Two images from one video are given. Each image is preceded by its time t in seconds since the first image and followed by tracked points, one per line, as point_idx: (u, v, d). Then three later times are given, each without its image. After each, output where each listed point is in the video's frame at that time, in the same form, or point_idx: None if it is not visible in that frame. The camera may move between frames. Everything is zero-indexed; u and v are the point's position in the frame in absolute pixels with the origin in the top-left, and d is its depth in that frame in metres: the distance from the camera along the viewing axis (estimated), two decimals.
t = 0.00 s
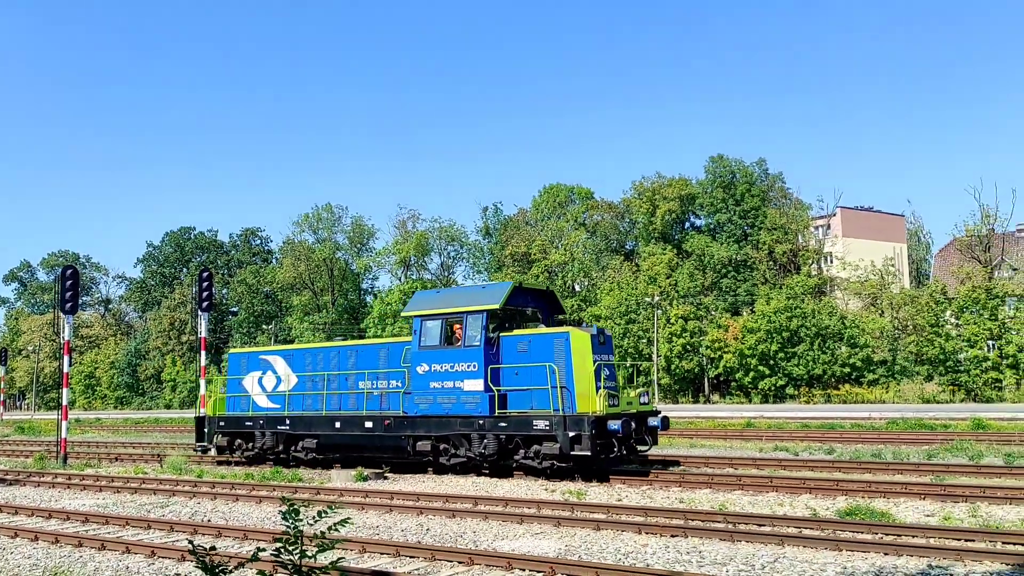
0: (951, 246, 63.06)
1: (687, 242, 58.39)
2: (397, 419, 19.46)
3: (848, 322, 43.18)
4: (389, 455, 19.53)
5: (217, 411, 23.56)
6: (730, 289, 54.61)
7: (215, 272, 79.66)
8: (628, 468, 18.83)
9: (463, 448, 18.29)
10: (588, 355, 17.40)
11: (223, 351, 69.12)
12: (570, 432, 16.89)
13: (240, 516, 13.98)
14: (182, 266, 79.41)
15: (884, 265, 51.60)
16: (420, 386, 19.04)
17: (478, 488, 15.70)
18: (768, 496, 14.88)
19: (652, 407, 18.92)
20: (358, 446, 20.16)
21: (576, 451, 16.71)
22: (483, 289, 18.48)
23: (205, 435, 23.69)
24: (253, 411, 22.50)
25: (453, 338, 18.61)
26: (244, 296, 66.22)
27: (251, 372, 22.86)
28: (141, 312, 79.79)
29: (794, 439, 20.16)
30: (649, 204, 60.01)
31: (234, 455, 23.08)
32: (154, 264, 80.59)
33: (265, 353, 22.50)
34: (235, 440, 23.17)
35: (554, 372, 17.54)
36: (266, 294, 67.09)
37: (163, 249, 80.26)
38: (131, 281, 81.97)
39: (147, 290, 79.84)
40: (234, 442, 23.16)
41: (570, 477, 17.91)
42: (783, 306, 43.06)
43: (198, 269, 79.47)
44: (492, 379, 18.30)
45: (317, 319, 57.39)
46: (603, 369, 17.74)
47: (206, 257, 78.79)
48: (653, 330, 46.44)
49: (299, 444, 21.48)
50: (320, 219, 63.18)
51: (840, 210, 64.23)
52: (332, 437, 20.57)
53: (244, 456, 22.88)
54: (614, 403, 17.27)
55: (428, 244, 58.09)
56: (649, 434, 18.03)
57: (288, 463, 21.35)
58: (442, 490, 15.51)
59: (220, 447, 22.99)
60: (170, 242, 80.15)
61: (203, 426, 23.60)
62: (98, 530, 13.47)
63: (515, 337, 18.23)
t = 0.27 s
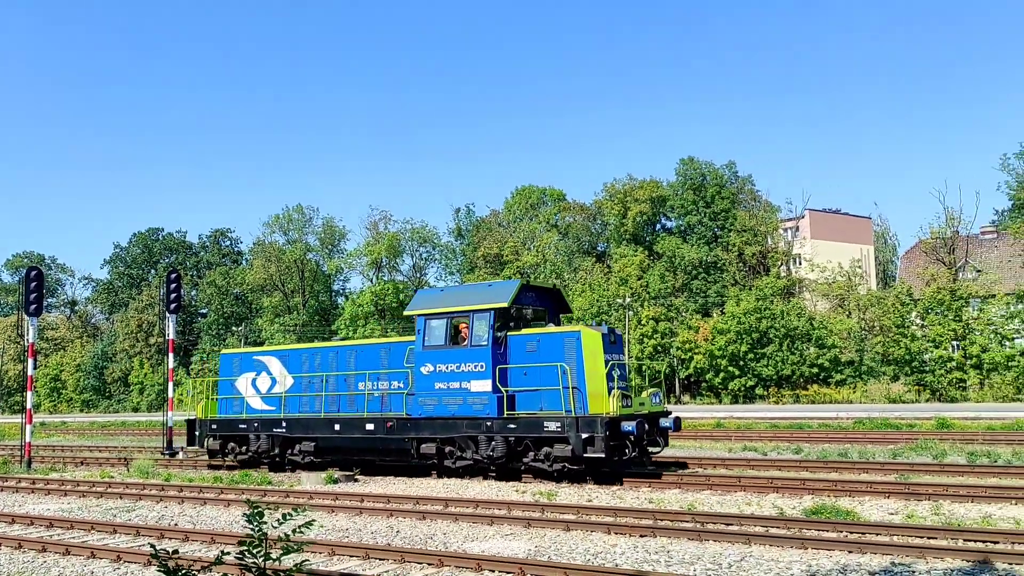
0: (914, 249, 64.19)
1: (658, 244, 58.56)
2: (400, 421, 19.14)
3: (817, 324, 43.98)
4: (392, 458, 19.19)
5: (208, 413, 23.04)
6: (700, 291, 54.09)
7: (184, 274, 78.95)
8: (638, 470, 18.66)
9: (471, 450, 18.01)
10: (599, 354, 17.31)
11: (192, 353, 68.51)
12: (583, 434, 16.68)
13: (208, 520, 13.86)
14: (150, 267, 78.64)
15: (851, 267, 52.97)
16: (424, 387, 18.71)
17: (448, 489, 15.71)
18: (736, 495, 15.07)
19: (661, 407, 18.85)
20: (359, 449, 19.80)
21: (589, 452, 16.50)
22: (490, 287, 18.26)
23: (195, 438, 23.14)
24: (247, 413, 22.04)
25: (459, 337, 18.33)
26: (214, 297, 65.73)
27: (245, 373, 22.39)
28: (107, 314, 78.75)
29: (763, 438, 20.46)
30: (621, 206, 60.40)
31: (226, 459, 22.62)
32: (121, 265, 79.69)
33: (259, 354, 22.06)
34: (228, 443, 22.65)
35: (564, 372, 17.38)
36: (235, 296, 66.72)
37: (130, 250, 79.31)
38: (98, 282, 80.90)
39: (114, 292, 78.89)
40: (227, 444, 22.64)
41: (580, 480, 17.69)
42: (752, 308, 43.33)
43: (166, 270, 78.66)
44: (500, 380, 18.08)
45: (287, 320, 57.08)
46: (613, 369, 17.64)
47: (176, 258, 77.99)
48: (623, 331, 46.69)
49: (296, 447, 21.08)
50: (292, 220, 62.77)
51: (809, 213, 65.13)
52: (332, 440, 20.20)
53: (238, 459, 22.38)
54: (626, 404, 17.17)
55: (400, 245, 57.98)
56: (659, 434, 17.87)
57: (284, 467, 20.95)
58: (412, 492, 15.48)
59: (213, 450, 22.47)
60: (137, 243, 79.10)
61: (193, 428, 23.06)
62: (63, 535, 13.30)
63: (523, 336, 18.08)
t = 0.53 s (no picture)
0: (882, 251, 65.10)
1: (630, 247, 58.72)
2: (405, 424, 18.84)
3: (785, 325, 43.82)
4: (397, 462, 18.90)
5: (201, 417, 22.50)
6: (672, 294, 54.82)
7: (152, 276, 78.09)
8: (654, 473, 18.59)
9: (481, 454, 17.90)
10: (614, 354, 17.14)
11: (161, 356, 67.94)
12: (599, 436, 16.63)
13: (177, 525, 13.72)
14: (118, 270, 77.74)
15: (820, 269, 52.61)
16: (431, 389, 18.41)
17: (420, 492, 15.71)
18: (707, 497, 15.21)
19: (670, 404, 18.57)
20: (362, 453, 19.46)
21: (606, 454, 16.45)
22: (500, 287, 17.86)
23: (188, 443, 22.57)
24: (244, 417, 21.54)
25: (468, 338, 17.99)
26: (184, 300, 65.22)
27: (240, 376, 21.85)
28: (73, 317, 77.68)
29: (735, 440, 20.71)
30: (594, 209, 60.59)
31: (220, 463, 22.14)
32: (88, 268, 78.69)
33: (256, 355, 21.60)
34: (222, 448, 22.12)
35: (579, 374, 17.18)
36: (205, 299, 66.20)
37: (97, 252, 78.28)
38: (65, 285, 79.76)
39: (81, 294, 77.83)
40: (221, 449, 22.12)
41: (596, 484, 17.61)
42: (724, 310, 43.30)
43: (134, 273, 77.75)
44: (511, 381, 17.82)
45: (259, 324, 56.91)
46: (628, 369, 17.47)
47: (145, 261, 77.13)
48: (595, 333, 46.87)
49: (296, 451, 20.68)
50: (263, 222, 62.25)
51: (779, 216, 65.87)
52: (334, 444, 19.82)
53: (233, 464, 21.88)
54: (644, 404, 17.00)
55: (372, 248, 57.81)
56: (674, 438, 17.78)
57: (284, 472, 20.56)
58: (384, 496, 15.44)
59: (206, 455, 21.93)
60: (104, 245, 78.01)
61: (185, 433, 22.49)
62: (29, 541, 13.11)
63: (534, 336, 17.76)
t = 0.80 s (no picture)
0: (856, 253, 65.80)
1: (609, 249, 58.92)
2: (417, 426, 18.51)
3: (761, 327, 43.56)
4: (409, 466, 18.50)
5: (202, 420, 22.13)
6: (649, 296, 55.00)
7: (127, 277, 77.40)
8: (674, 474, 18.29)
9: (497, 457, 17.50)
10: (635, 354, 16.97)
11: (136, 357, 67.53)
12: (623, 438, 16.33)
13: (152, 529, 13.61)
14: (92, 271, 77.04)
15: (795, 272, 52.70)
16: (445, 390, 18.04)
17: (398, 495, 15.70)
18: (683, 498, 15.30)
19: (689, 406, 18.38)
20: (372, 455, 19.08)
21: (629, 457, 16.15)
22: (516, 284, 17.55)
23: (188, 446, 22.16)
24: (247, 419, 21.18)
25: (483, 337, 17.70)
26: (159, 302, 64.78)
27: (243, 377, 21.55)
28: (46, 319, 76.88)
29: (713, 441, 20.90)
30: (572, 211, 60.71)
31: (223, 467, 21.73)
32: (61, 269, 77.90)
33: (261, 356, 21.35)
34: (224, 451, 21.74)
35: (599, 375, 16.99)
36: (181, 301, 65.83)
37: (71, 253, 77.50)
38: (37, 286, 78.86)
39: (54, 296, 77.07)
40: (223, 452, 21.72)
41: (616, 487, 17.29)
42: (700, 312, 43.44)
43: (108, 274, 77.07)
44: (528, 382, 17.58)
45: (235, 326, 56.77)
46: (648, 370, 17.29)
47: (119, 262, 76.45)
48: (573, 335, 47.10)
49: (302, 454, 20.28)
50: (239, 223, 61.84)
51: (756, 219, 66.39)
52: (343, 447, 19.44)
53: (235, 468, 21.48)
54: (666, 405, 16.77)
55: (350, 249, 57.65)
56: (697, 438, 17.42)
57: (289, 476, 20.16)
58: (362, 499, 15.41)
59: (208, 458, 21.52)
60: (78, 246, 77.21)
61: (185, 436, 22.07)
62: None
63: (553, 336, 17.59)
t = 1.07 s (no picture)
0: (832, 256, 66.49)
1: (587, 251, 59.10)
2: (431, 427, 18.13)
3: (738, 329, 43.50)
4: (424, 468, 18.09)
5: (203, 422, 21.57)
6: (626, 299, 56.27)
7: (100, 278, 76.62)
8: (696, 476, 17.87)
9: (515, 458, 17.15)
10: (658, 353, 16.60)
11: (110, 359, 67.01)
12: (647, 439, 15.91)
13: (126, 533, 13.45)
14: (65, 272, 76.26)
15: (771, 274, 52.67)
16: (461, 391, 17.67)
17: (375, 498, 15.65)
18: (660, 499, 15.37)
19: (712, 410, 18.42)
20: (383, 458, 18.69)
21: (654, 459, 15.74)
22: (533, 283, 17.29)
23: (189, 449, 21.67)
24: (251, 421, 20.69)
25: (500, 337, 17.32)
26: (133, 303, 64.28)
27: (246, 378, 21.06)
28: (19, 322, 76.04)
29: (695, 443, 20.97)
30: (550, 213, 60.79)
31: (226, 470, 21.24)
32: (34, 271, 77.05)
33: (265, 356, 20.86)
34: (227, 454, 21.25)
35: (622, 374, 16.60)
36: (155, 302, 65.39)
37: (44, 254, 76.62)
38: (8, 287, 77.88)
39: (27, 298, 76.23)
40: (226, 455, 21.24)
41: (639, 489, 16.88)
42: (677, 314, 43.67)
43: (81, 276, 76.31)
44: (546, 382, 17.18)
45: (211, 327, 56.59)
46: (670, 369, 16.93)
47: (93, 263, 75.71)
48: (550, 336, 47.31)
49: (310, 457, 19.84)
50: (215, 224, 61.38)
51: (732, 222, 66.78)
52: (352, 449, 19.03)
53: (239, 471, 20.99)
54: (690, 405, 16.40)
55: (327, 250, 57.46)
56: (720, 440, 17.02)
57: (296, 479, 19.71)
58: (338, 501, 15.34)
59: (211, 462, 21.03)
60: (51, 247, 76.39)
61: (186, 438, 21.58)
62: None
63: (573, 335, 17.17)
